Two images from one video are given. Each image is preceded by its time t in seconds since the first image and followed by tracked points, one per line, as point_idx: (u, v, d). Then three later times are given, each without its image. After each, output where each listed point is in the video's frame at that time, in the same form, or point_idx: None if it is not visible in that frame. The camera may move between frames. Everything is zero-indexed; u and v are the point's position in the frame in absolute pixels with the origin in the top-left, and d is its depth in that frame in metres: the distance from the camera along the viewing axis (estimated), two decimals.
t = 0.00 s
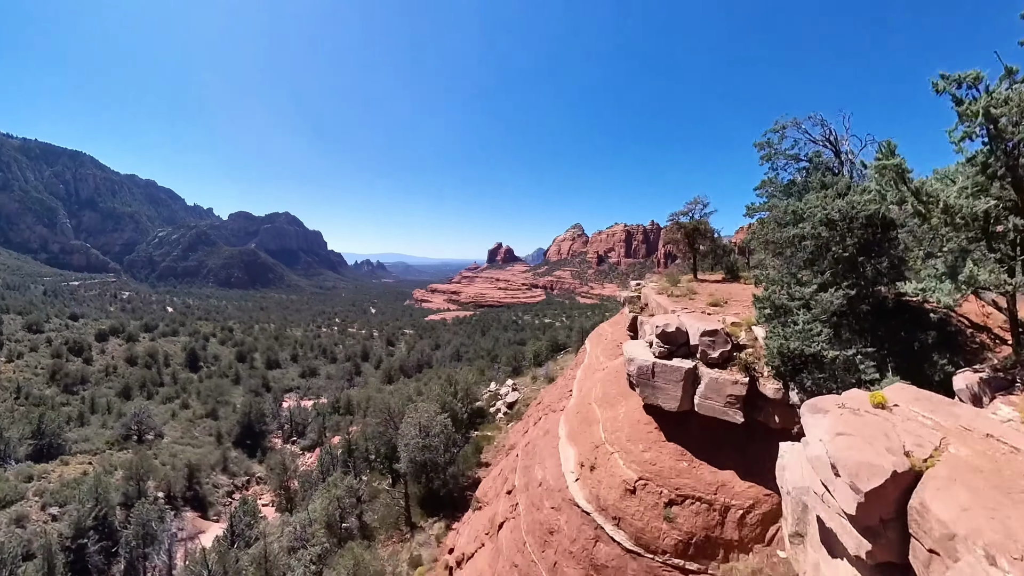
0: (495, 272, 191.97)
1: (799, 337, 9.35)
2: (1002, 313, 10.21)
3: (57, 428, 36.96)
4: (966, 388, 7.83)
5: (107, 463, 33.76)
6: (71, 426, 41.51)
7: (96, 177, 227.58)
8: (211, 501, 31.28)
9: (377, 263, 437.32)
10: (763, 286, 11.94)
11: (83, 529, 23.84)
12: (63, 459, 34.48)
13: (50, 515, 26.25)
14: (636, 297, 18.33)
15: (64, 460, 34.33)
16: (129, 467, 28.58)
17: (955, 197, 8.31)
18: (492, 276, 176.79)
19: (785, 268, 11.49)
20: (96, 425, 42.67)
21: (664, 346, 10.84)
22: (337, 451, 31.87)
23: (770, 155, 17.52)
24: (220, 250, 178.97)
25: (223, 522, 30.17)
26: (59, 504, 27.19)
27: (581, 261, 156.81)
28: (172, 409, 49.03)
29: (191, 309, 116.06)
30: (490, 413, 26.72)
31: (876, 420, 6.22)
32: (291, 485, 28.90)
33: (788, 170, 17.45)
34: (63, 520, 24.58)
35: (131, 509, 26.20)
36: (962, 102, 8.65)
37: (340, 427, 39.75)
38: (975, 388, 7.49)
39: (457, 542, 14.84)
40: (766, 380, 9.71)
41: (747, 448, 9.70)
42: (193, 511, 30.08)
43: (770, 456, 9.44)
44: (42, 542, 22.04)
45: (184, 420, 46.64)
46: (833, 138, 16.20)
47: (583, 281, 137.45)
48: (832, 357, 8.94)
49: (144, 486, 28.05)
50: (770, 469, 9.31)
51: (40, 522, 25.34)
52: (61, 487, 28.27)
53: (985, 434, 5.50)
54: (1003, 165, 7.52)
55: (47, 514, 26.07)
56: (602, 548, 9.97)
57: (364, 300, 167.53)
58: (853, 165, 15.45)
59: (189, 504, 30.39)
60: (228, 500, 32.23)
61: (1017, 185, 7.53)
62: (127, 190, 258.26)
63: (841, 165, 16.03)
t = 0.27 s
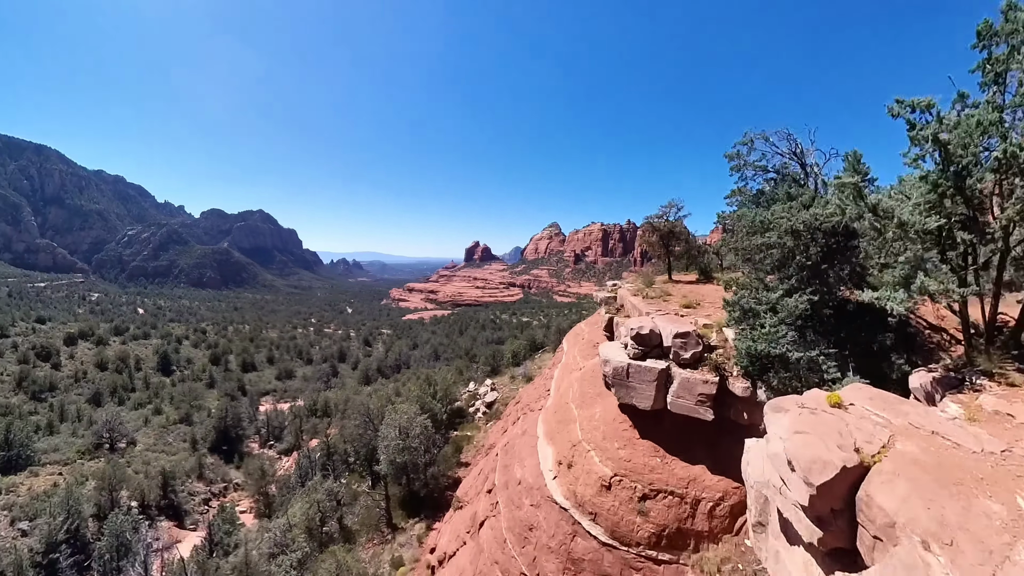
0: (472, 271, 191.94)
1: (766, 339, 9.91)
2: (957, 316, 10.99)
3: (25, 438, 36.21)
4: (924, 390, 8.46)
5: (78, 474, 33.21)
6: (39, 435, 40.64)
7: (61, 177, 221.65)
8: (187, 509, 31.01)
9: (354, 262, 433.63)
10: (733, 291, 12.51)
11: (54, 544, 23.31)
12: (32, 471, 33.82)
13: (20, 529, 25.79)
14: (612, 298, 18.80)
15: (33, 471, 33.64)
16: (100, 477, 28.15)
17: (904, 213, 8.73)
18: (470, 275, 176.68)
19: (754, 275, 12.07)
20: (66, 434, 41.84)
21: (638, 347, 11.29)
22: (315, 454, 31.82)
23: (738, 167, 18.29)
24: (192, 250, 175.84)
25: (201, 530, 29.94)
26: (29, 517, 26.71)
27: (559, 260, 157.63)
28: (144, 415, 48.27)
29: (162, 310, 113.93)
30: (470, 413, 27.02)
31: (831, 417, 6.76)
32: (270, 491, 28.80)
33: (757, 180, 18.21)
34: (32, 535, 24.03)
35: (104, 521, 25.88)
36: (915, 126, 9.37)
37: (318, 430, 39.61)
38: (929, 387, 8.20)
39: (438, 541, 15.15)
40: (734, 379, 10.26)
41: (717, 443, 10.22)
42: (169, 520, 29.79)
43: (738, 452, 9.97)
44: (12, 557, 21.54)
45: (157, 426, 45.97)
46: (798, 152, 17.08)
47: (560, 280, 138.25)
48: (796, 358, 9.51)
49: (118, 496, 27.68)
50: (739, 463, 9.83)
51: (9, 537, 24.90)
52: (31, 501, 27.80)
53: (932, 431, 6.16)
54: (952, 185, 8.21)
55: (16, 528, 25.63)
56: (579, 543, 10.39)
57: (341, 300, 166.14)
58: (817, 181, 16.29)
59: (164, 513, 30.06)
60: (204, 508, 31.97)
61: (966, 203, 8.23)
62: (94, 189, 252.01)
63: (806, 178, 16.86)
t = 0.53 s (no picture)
0: (468, 266, 192.17)
1: (754, 338, 10.42)
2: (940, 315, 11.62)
3: (22, 436, 36.39)
4: (908, 385, 8.77)
5: (77, 472, 33.45)
6: (37, 433, 40.78)
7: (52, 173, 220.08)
8: (187, 505, 31.36)
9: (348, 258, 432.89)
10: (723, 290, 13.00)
11: (55, 541, 23.42)
12: (31, 470, 34.06)
13: (21, 528, 26.05)
14: (606, 295, 19.22)
15: (31, 471, 33.86)
16: (99, 475, 28.36)
17: (887, 219, 9.50)
18: (465, 270, 176.94)
19: (742, 275, 12.56)
20: (63, 432, 41.99)
21: (631, 345, 11.70)
22: (315, 449, 32.19)
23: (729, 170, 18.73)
24: (186, 247, 175.41)
25: (200, 525, 30.31)
26: (30, 515, 26.96)
27: (554, 255, 158.08)
28: (142, 413, 48.49)
29: (157, 307, 113.74)
30: (467, 408, 27.43)
31: (809, 412, 7.24)
32: (270, 486, 29.16)
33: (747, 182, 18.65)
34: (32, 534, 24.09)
35: (105, 516, 26.14)
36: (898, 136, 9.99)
37: (316, 426, 39.93)
38: (908, 385, 8.61)
39: (437, 531, 15.59)
40: (724, 375, 10.64)
41: (706, 437, 10.67)
42: (169, 516, 30.11)
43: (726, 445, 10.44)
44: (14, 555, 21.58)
45: (154, 423, 46.21)
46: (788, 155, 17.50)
47: (556, 276, 138.67)
48: (782, 356, 10.02)
49: (118, 493, 27.92)
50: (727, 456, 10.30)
51: (10, 536, 25.15)
52: (31, 500, 28.04)
53: (904, 426, 6.76)
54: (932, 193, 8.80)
55: (17, 527, 25.89)
56: (574, 530, 10.83)
57: (336, 296, 166.06)
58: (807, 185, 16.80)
59: (164, 509, 30.34)
60: (203, 505, 32.36)
61: (945, 210, 8.81)
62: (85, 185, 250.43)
63: (796, 181, 17.37)
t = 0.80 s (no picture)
0: (482, 258, 192.91)
1: (762, 331, 10.72)
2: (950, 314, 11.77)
3: (51, 422, 37.68)
4: (911, 385, 9.16)
5: (104, 454, 34.64)
6: (65, 420, 42.09)
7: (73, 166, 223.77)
8: (210, 488, 32.48)
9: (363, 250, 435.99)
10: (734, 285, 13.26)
11: (85, 521, 24.33)
12: (60, 453, 35.35)
13: (52, 508, 27.14)
14: (620, 289, 19.58)
15: (60, 454, 35.10)
16: (127, 458, 29.39)
17: (895, 217, 9.67)
18: (479, 262, 177.60)
19: (754, 270, 12.80)
20: (90, 417, 43.35)
21: (643, 337, 12.11)
22: (333, 436, 32.98)
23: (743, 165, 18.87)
24: (204, 238, 177.94)
25: (223, 507, 31.32)
26: (61, 497, 28.04)
27: (568, 248, 158.11)
28: (165, 399, 49.86)
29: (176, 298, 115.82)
30: (481, 397, 28.04)
31: (810, 403, 7.60)
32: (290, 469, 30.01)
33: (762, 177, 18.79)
34: (64, 513, 24.94)
35: (133, 497, 27.14)
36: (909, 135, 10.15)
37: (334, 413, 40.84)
38: (912, 379, 9.02)
39: (454, 514, 16.22)
40: (733, 368, 10.98)
41: (715, 427, 11.05)
42: (194, 498, 31.15)
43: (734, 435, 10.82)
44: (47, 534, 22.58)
45: (177, 410, 47.53)
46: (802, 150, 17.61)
47: (570, 268, 138.91)
48: (790, 350, 10.28)
49: (145, 476, 28.91)
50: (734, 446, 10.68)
51: (43, 515, 26.24)
52: (61, 481, 29.13)
53: (902, 420, 7.08)
54: (940, 192, 8.96)
55: (49, 507, 27.01)
56: (586, 512, 11.31)
57: (351, 288, 167.70)
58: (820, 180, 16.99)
59: (188, 491, 31.38)
60: (225, 488, 33.49)
61: (953, 209, 8.99)
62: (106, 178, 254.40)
63: (810, 177, 17.56)
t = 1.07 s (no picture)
0: (498, 250, 193.26)
1: (774, 324, 10.99)
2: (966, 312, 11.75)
3: (80, 407, 38.93)
4: (922, 377, 9.24)
5: (132, 437, 35.79)
6: (93, 404, 43.37)
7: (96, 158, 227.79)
8: (234, 470, 33.35)
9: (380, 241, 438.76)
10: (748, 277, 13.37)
11: (115, 499, 25.26)
12: (89, 436, 36.57)
13: (83, 487, 28.18)
14: (636, 281, 19.81)
15: (89, 437, 36.29)
16: (154, 440, 30.40)
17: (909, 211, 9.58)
18: (495, 254, 177.98)
19: (767, 263, 12.90)
20: (116, 403, 44.62)
21: (656, 328, 12.38)
22: (352, 422, 33.65)
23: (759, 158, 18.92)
24: (223, 230, 180.38)
25: (246, 488, 32.22)
26: (91, 477, 29.10)
27: (585, 240, 157.84)
28: (188, 386, 51.15)
29: (196, 289, 117.76)
30: (497, 386, 28.56)
31: (817, 391, 7.86)
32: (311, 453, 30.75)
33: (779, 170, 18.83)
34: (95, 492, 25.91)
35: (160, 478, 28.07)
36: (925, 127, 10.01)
37: (352, 400, 41.64)
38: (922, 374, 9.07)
39: (470, 496, 16.77)
40: (744, 359, 11.28)
41: (726, 417, 11.32)
42: (218, 479, 32.08)
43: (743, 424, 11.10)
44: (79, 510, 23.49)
45: (200, 396, 48.78)
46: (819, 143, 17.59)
47: (586, 261, 138.92)
48: (801, 342, 10.44)
49: (170, 458, 29.87)
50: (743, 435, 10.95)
51: (74, 494, 27.26)
52: (91, 462, 30.15)
53: (908, 411, 7.25)
54: (955, 186, 8.96)
55: (80, 486, 28.06)
56: (599, 494, 11.71)
57: (368, 279, 169.19)
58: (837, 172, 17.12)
59: (213, 473, 32.32)
60: (249, 470, 34.40)
61: (967, 203, 8.98)
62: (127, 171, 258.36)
63: (827, 169, 17.64)
